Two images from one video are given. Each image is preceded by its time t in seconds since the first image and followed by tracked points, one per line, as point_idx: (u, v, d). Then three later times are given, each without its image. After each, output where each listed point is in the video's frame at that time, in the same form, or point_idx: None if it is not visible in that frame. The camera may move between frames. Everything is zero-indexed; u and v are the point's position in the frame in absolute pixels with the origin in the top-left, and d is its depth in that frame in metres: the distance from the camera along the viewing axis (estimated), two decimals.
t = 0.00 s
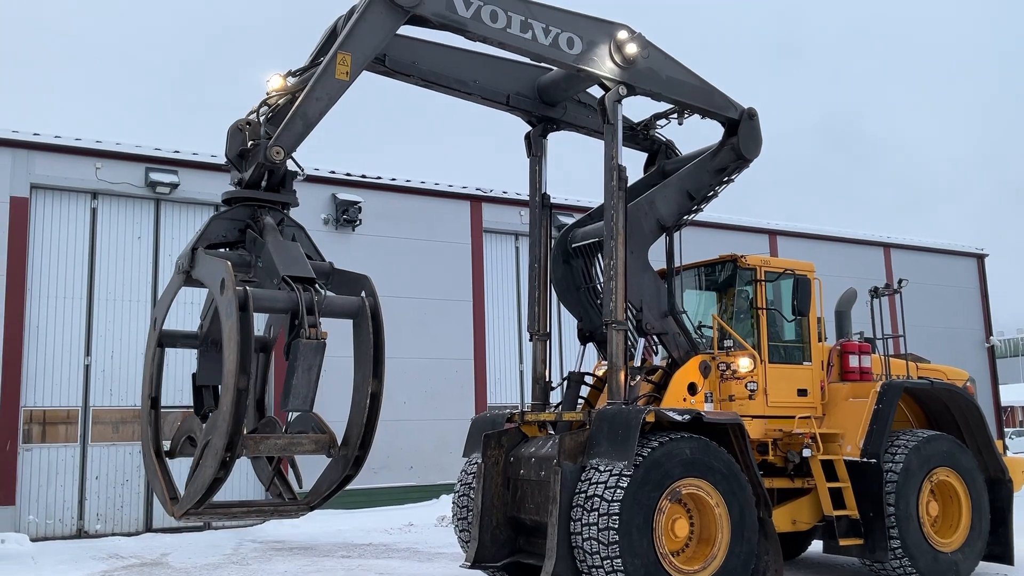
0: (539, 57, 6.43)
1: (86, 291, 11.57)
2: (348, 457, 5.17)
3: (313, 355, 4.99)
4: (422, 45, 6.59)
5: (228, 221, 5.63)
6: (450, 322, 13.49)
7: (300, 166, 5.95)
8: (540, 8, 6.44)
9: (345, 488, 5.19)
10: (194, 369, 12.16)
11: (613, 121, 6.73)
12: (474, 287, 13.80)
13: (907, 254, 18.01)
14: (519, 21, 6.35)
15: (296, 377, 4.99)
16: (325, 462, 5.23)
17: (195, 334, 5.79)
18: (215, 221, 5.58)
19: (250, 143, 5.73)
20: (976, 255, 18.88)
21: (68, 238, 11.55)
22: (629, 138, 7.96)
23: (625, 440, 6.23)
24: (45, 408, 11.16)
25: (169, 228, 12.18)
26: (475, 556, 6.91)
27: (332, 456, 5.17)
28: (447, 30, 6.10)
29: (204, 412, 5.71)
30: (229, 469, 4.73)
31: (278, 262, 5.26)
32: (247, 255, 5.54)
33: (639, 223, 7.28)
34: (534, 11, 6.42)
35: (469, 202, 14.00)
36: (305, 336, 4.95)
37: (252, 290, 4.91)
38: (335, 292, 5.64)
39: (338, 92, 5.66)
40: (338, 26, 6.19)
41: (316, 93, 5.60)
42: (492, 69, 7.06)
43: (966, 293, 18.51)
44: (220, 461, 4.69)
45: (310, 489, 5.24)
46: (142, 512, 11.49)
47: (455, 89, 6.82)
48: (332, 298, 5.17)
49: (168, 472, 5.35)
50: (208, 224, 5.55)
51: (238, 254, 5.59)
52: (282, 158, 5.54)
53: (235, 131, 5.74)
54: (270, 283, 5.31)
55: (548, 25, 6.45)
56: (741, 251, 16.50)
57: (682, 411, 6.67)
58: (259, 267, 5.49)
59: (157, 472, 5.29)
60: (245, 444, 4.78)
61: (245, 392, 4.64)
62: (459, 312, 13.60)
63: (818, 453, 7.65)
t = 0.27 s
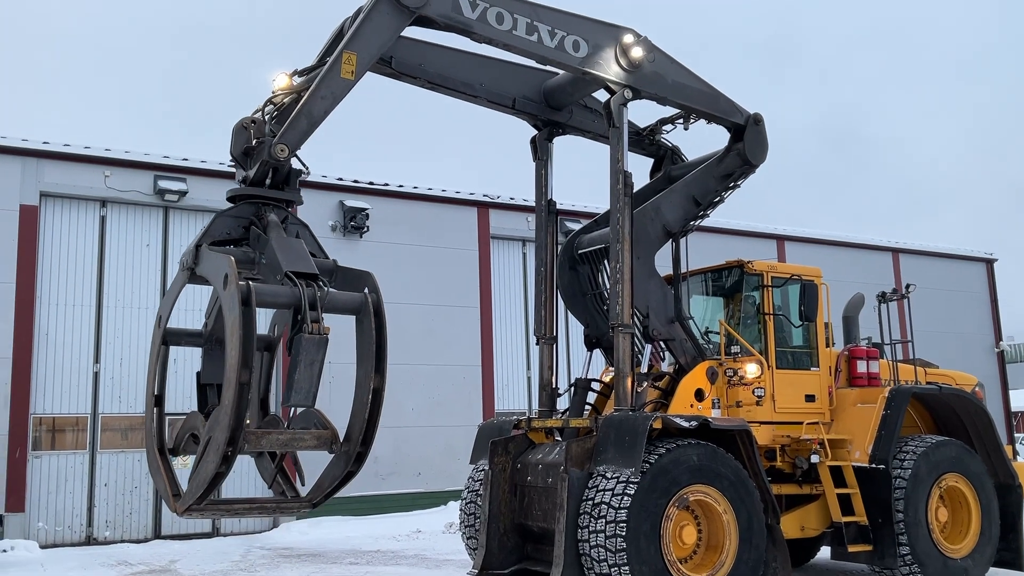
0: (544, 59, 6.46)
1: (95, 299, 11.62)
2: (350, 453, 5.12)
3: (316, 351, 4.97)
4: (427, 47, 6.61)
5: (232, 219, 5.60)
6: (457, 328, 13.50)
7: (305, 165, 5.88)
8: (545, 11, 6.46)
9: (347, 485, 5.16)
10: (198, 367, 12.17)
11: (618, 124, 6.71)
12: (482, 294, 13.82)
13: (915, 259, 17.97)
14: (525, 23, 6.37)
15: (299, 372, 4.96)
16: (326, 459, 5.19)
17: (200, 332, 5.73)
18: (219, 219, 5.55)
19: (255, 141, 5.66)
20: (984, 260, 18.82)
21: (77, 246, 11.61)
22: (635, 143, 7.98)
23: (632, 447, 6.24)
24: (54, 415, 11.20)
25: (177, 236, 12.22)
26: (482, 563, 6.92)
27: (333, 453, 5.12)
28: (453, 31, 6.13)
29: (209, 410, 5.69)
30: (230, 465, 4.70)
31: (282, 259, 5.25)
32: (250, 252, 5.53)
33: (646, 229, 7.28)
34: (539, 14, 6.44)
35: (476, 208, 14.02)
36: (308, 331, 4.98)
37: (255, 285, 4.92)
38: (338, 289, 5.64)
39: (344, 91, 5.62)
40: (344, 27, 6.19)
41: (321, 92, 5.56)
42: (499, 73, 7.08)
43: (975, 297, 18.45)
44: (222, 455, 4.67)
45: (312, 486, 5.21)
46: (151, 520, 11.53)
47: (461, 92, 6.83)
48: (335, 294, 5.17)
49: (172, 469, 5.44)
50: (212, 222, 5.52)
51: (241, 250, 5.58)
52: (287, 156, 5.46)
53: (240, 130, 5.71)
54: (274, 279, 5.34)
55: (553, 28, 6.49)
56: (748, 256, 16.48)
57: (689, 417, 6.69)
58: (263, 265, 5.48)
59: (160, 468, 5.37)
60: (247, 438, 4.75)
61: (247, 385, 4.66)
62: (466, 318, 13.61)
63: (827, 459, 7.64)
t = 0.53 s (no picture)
0: (551, 60, 6.47)
1: (104, 305, 11.66)
2: (352, 447, 5.12)
3: (318, 343, 4.92)
4: (435, 49, 6.62)
5: (237, 213, 5.56)
6: (464, 333, 13.51)
7: (311, 162, 5.83)
8: (552, 12, 6.48)
9: (348, 479, 5.16)
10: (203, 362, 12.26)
11: (624, 126, 6.72)
12: (489, 299, 13.82)
13: (923, 263, 17.91)
14: (531, 24, 6.38)
15: (300, 364, 4.91)
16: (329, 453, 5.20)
17: (204, 329, 5.71)
18: (224, 214, 5.52)
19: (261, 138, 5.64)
20: (993, 264, 18.74)
21: (86, 252, 11.65)
22: (641, 147, 7.96)
23: (639, 452, 6.22)
24: (63, 421, 11.23)
25: (185, 242, 12.25)
26: (490, 569, 6.90)
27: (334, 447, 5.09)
28: (460, 31, 6.15)
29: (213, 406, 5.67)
30: (231, 457, 4.70)
31: (285, 253, 5.21)
32: (255, 247, 5.46)
33: (652, 234, 7.26)
34: (546, 15, 6.45)
35: (483, 214, 14.02)
36: (310, 323, 4.93)
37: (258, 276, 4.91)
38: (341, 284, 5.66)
39: (350, 88, 5.64)
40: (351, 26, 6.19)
41: (327, 88, 5.58)
42: (505, 75, 7.09)
43: (984, 301, 18.37)
44: (223, 447, 4.67)
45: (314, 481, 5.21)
46: (159, 525, 11.55)
47: (468, 93, 6.84)
48: (338, 287, 5.20)
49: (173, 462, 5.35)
50: (218, 216, 5.50)
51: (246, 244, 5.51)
52: (292, 152, 5.49)
53: (246, 125, 5.64)
54: (276, 271, 5.31)
55: (560, 29, 6.50)
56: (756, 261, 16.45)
57: (697, 422, 6.67)
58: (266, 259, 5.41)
59: (162, 462, 5.25)
60: (247, 430, 4.73)
61: (248, 376, 4.66)
62: (473, 323, 13.61)
63: (835, 464, 7.63)
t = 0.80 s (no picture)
0: (557, 60, 6.47)
1: (111, 311, 11.69)
2: (353, 439, 5.13)
3: (321, 334, 4.96)
4: (442, 49, 6.64)
5: (241, 207, 5.54)
6: (470, 338, 13.51)
7: (316, 159, 5.82)
8: (559, 13, 6.48)
9: (350, 471, 5.17)
10: (206, 357, 12.30)
11: (630, 128, 6.73)
12: (494, 304, 13.82)
13: (930, 266, 17.86)
14: (538, 23, 6.38)
15: (303, 355, 4.95)
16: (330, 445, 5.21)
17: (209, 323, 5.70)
18: (228, 207, 5.49)
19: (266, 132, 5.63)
20: (1001, 267, 18.68)
21: (93, 258, 11.69)
22: (647, 150, 7.95)
23: (645, 457, 6.20)
24: (70, 426, 11.25)
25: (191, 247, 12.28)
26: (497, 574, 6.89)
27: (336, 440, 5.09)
28: (466, 29, 6.15)
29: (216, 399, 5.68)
30: (233, 447, 4.71)
31: (289, 244, 5.22)
32: (259, 239, 5.46)
33: (658, 238, 7.26)
34: (553, 15, 6.45)
35: (489, 218, 14.03)
36: (313, 314, 4.96)
37: (261, 267, 4.92)
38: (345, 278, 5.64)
39: (356, 83, 5.64)
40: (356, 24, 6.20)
41: (333, 83, 5.57)
42: (512, 75, 7.10)
43: (991, 304, 18.31)
44: (225, 437, 4.67)
45: (317, 473, 5.24)
46: (166, 530, 11.56)
47: (474, 93, 6.85)
48: (341, 279, 5.23)
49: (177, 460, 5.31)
50: (222, 209, 5.48)
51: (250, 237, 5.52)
52: (297, 145, 5.46)
53: (251, 120, 5.64)
54: (279, 263, 5.29)
55: (566, 30, 6.50)
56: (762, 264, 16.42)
57: (703, 426, 6.65)
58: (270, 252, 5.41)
59: (166, 455, 5.26)
60: (249, 420, 4.74)
61: (251, 366, 4.67)
62: (479, 328, 13.61)
63: (842, 468, 7.59)
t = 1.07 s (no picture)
0: (562, 60, 6.48)
1: (118, 316, 11.71)
2: (356, 432, 5.10)
3: (323, 327, 4.93)
4: (447, 48, 6.65)
5: (245, 202, 5.55)
6: (477, 342, 13.50)
7: (319, 155, 5.82)
8: (564, 12, 6.47)
9: (353, 465, 5.15)
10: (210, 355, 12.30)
11: (635, 129, 6.72)
12: (501, 308, 13.81)
13: (938, 269, 17.80)
14: (543, 23, 6.38)
15: (305, 348, 4.91)
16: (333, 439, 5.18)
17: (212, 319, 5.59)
18: (232, 202, 5.50)
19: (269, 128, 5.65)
20: (1008, 270, 18.62)
21: (101, 263, 11.72)
22: (652, 152, 7.95)
23: (653, 459, 6.19)
24: (77, 431, 11.28)
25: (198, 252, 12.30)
26: None
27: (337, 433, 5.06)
28: (471, 27, 6.16)
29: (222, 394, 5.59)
30: (234, 439, 4.73)
31: (292, 237, 5.22)
32: (262, 233, 5.47)
33: (664, 242, 7.25)
34: (558, 14, 6.45)
35: (495, 223, 14.03)
36: (315, 307, 4.95)
37: (265, 261, 4.93)
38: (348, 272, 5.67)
39: (359, 79, 5.68)
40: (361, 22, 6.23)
41: (337, 78, 5.61)
42: (516, 75, 7.10)
43: (999, 307, 18.24)
44: (227, 429, 4.68)
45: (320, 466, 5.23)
46: (174, 535, 11.57)
47: (480, 93, 6.85)
48: (343, 272, 5.19)
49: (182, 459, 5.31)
50: (226, 204, 5.48)
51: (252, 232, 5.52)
52: (300, 140, 5.49)
53: (254, 115, 5.63)
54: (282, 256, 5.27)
55: (571, 29, 6.50)
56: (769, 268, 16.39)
57: (710, 430, 6.65)
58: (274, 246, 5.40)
59: (169, 450, 5.25)
60: (252, 412, 4.72)
61: (254, 358, 4.65)
62: (486, 332, 13.61)
63: (851, 472, 7.56)
